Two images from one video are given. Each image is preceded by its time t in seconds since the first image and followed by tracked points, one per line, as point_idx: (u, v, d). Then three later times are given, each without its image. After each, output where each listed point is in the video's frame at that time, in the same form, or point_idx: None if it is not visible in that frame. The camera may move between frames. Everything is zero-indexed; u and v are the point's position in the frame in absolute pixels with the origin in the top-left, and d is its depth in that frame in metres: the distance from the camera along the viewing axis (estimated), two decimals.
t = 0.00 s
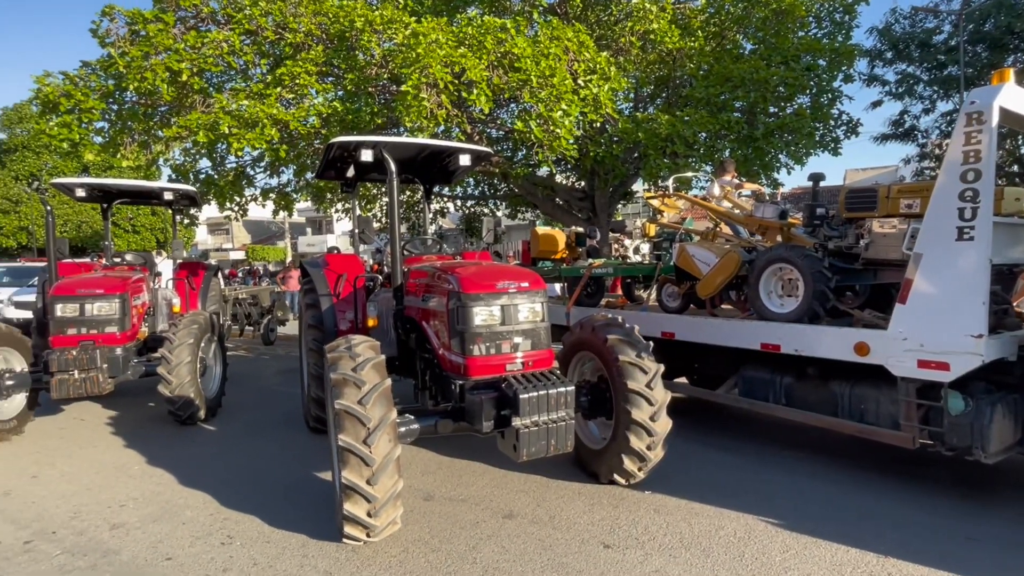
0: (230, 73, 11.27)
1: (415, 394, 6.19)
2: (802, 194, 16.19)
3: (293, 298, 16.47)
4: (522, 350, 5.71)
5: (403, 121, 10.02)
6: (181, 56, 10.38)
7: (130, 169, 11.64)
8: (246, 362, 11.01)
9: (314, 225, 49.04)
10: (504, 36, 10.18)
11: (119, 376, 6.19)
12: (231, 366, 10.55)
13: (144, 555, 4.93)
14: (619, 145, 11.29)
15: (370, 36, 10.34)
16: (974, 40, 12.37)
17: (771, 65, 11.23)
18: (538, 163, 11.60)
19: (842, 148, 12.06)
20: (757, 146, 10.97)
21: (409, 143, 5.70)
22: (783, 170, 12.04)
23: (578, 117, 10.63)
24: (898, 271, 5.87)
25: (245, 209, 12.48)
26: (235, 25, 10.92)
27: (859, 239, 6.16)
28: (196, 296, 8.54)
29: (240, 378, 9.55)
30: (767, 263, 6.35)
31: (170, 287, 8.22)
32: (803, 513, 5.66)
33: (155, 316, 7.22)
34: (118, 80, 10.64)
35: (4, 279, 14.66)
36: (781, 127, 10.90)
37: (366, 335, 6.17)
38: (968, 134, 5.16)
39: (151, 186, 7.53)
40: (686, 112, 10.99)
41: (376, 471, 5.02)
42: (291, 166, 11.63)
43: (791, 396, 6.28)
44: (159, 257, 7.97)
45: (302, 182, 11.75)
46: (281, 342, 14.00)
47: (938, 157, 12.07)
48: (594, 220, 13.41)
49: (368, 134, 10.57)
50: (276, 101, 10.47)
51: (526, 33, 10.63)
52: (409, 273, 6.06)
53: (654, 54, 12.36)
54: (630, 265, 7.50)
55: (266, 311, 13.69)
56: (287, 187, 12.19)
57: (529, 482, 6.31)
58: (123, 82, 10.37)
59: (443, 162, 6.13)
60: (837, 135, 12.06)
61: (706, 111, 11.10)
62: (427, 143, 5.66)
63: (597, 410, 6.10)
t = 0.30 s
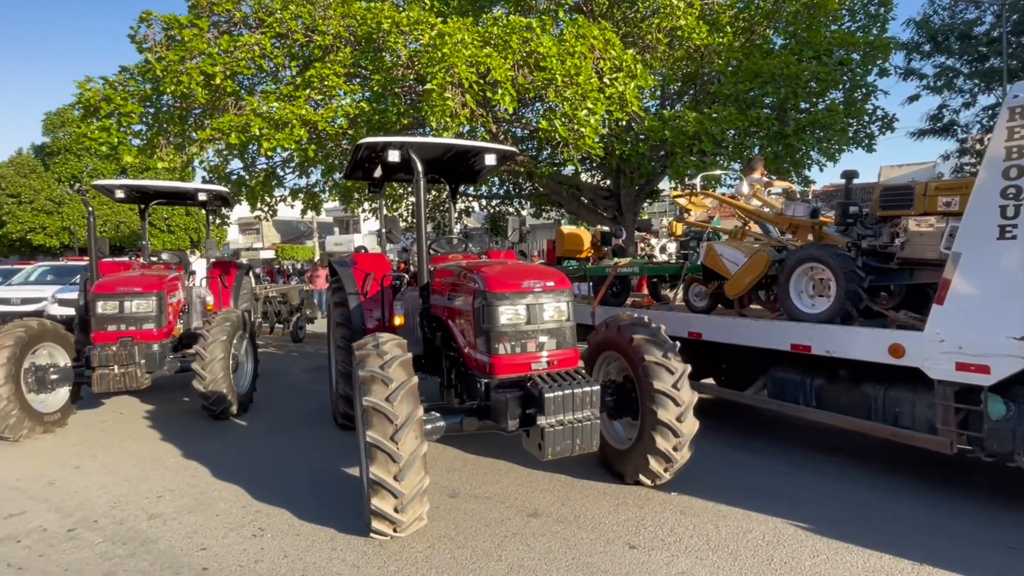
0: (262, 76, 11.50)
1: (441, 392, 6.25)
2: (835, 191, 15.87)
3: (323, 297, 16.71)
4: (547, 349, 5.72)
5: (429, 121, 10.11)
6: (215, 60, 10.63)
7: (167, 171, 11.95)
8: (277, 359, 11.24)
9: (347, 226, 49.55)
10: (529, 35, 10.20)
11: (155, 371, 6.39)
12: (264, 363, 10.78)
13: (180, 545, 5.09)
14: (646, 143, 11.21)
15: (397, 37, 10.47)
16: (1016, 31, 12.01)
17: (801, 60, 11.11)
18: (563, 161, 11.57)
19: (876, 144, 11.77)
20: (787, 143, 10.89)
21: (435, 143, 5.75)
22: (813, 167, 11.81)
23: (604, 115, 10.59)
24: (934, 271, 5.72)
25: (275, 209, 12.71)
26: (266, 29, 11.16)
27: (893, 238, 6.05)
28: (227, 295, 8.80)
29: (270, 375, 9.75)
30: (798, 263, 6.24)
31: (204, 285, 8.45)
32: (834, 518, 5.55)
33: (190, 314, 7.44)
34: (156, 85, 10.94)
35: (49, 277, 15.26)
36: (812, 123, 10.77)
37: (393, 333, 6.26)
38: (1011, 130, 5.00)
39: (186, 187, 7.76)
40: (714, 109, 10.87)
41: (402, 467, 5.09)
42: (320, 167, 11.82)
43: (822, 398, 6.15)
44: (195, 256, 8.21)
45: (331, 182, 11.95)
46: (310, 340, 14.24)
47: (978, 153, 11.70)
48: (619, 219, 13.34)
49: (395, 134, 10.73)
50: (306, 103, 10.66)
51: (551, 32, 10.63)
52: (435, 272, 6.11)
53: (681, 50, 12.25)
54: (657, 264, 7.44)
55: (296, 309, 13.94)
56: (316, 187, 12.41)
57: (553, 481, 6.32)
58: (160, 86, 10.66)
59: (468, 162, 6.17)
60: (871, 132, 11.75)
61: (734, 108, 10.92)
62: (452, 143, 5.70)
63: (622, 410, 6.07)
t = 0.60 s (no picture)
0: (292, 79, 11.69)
1: (467, 390, 6.29)
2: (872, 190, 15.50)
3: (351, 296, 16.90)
4: (573, 349, 5.71)
5: (455, 121, 10.16)
6: (247, 63, 10.86)
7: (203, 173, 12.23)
8: (306, 356, 11.45)
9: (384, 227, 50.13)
10: (555, 34, 10.19)
11: (190, 366, 6.58)
12: (295, 361, 10.99)
13: (213, 536, 5.24)
14: (673, 142, 11.09)
15: (424, 38, 10.53)
16: None
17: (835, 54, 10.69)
18: (589, 161, 11.50)
19: (913, 140, 11.45)
20: (819, 141, 10.64)
21: (461, 143, 5.78)
22: (847, 164, 11.55)
23: (630, 113, 10.54)
24: (975, 272, 5.54)
25: (304, 210, 12.91)
26: (297, 32, 11.36)
27: (932, 236, 5.85)
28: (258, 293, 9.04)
29: (299, 373, 9.93)
30: (831, 263, 6.11)
31: (237, 284, 8.66)
32: (867, 523, 5.42)
33: (223, 311, 7.65)
34: (191, 88, 11.21)
35: (90, 275, 15.90)
36: (845, 120, 10.42)
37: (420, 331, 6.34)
38: None
39: (219, 188, 7.97)
40: (744, 106, 10.71)
41: (429, 463, 5.15)
42: (348, 167, 11.97)
43: (856, 401, 6.01)
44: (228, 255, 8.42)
45: (359, 182, 12.12)
46: (337, 338, 14.44)
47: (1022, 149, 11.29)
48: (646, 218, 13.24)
49: (422, 134, 10.86)
50: (335, 104, 10.82)
51: (578, 30, 10.60)
52: (461, 271, 6.15)
53: (710, 47, 12.10)
54: (685, 263, 7.36)
55: (324, 307, 14.15)
56: (343, 188, 12.59)
57: (579, 481, 6.31)
58: (194, 89, 10.91)
59: (494, 161, 6.19)
60: (909, 127, 11.49)
61: (764, 104, 10.72)
62: (477, 143, 5.73)
63: (649, 411, 6.03)
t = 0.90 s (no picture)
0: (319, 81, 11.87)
1: (491, 389, 6.31)
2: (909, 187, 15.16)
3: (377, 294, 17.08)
4: (598, 349, 5.68)
5: (480, 121, 10.20)
6: (276, 65, 11.05)
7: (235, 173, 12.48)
8: (333, 354, 11.63)
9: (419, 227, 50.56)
10: (580, 32, 10.17)
11: (220, 363, 6.74)
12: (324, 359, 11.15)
13: (243, 529, 5.36)
14: (700, 140, 10.96)
15: (449, 38, 10.60)
16: None
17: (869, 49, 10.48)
18: (614, 159, 11.42)
19: (951, 136, 11.18)
20: (852, 138, 10.42)
21: (486, 144, 5.79)
22: (880, 161, 11.29)
23: (656, 111, 10.49)
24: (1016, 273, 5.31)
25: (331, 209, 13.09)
26: (325, 33, 11.54)
27: (972, 236, 5.56)
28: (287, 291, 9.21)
29: (325, 370, 10.09)
30: (865, 263, 5.96)
31: (266, 283, 8.84)
32: (902, 531, 5.27)
33: (252, 309, 7.82)
34: (222, 89, 11.44)
35: (127, 273, 16.40)
36: (880, 116, 10.18)
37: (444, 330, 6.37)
38: None
39: (250, 189, 8.16)
40: (773, 103, 10.52)
41: (453, 462, 5.17)
42: (375, 167, 12.11)
43: (890, 405, 5.84)
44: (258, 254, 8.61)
45: (385, 182, 12.26)
46: (363, 336, 14.63)
47: None
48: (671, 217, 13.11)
49: (447, 134, 10.95)
50: (362, 105, 10.96)
51: (603, 28, 10.55)
52: (486, 270, 6.17)
53: (738, 43, 11.92)
54: (713, 263, 7.26)
55: (350, 305, 14.32)
56: (370, 188, 12.75)
57: (603, 481, 6.28)
58: (226, 91, 11.13)
59: (519, 161, 6.19)
60: (946, 123, 11.22)
61: (794, 101, 10.49)
62: (501, 143, 5.73)
63: (675, 413, 5.96)
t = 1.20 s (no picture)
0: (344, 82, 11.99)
1: (513, 389, 6.30)
2: (943, 185, 14.76)
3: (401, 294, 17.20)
4: (621, 349, 5.63)
5: (504, 120, 10.20)
6: (303, 67, 11.20)
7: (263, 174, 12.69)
8: (358, 352, 11.75)
9: (452, 228, 50.86)
10: (604, 30, 10.13)
11: (248, 360, 6.87)
12: (350, 357, 11.28)
13: (269, 523, 5.46)
14: (726, 138, 10.80)
15: (473, 38, 10.63)
16: None
17: (902, 43, 10.19)
18: (638, 158, 11.31)
19: (989, 132, 10.86)
20: (884, 135, 10.16)
21: (510, 143, 5.78)
22: (913, 159, 11.00)
23: (681, 109, 10.39)
24: None
25: (355, 209, 13.21)
26: (350, 35, 11.68)
27: (1012, 235, 5.35)
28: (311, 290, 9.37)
29: (350, 368, 10.21)
30: (897, 263, 5.79)
31: (292, 281, 9.00)
32: (936, 539, 5.11)
33: (278, 308, 7.97)
34: (250, 91, 11.63)
35: (158, 272, 16.79)
36: (914, 112, 9.90)
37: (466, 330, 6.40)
38: None
39: (277, 189, 8.32)
40: (802, 100, 10.30)
41: (475, 461, 5.15)
42: (398, 167, 12.21)
43: (923, 410, 5.65)
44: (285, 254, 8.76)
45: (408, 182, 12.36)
46: (388, 335, 14.76)
47: None
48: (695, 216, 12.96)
49: (470, 134, 10.98)
50: (386, 106, 11.07)
51: (627, 26, 10.48)
52: (508, 270, 6.16)
53: (765, 39, 11.74)
54: (739, 263, 7.16)
55: (374, 304, 14.45)
56: (394, 187, 12.85)
57: (626, 483, 6.23)
58: (254, 93, 11.33)
59: (542, 160, 6.17)
60: (984, 119, 10.90)
61: (824, 98, 10.25)
62: (524, 142, 5.72)
63: (699, 415, 5.87)
